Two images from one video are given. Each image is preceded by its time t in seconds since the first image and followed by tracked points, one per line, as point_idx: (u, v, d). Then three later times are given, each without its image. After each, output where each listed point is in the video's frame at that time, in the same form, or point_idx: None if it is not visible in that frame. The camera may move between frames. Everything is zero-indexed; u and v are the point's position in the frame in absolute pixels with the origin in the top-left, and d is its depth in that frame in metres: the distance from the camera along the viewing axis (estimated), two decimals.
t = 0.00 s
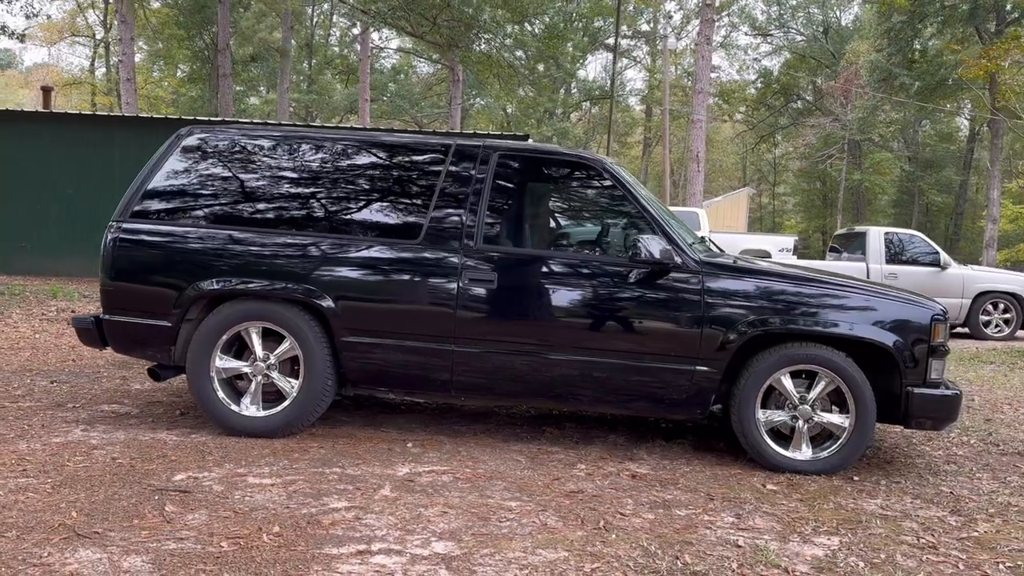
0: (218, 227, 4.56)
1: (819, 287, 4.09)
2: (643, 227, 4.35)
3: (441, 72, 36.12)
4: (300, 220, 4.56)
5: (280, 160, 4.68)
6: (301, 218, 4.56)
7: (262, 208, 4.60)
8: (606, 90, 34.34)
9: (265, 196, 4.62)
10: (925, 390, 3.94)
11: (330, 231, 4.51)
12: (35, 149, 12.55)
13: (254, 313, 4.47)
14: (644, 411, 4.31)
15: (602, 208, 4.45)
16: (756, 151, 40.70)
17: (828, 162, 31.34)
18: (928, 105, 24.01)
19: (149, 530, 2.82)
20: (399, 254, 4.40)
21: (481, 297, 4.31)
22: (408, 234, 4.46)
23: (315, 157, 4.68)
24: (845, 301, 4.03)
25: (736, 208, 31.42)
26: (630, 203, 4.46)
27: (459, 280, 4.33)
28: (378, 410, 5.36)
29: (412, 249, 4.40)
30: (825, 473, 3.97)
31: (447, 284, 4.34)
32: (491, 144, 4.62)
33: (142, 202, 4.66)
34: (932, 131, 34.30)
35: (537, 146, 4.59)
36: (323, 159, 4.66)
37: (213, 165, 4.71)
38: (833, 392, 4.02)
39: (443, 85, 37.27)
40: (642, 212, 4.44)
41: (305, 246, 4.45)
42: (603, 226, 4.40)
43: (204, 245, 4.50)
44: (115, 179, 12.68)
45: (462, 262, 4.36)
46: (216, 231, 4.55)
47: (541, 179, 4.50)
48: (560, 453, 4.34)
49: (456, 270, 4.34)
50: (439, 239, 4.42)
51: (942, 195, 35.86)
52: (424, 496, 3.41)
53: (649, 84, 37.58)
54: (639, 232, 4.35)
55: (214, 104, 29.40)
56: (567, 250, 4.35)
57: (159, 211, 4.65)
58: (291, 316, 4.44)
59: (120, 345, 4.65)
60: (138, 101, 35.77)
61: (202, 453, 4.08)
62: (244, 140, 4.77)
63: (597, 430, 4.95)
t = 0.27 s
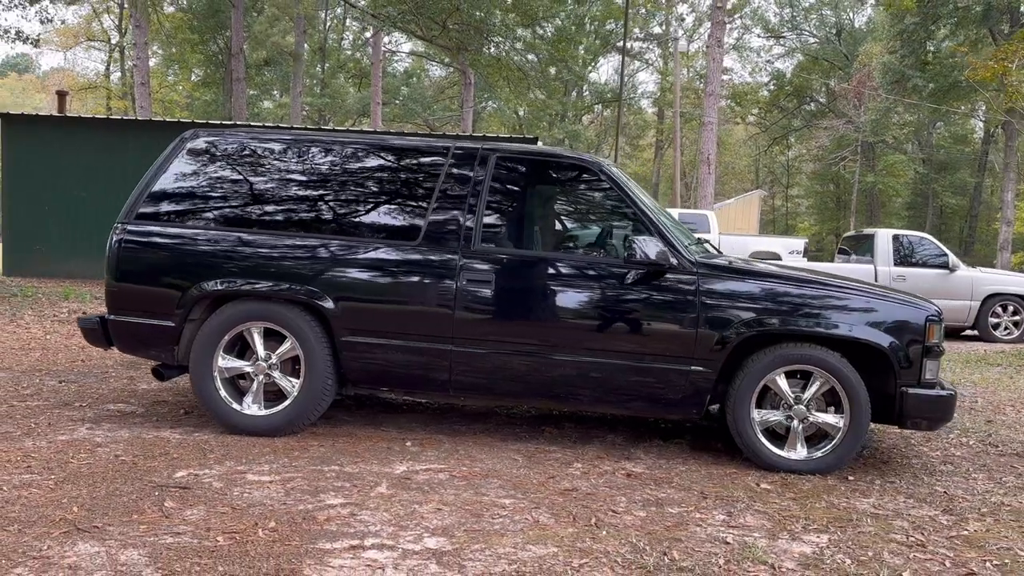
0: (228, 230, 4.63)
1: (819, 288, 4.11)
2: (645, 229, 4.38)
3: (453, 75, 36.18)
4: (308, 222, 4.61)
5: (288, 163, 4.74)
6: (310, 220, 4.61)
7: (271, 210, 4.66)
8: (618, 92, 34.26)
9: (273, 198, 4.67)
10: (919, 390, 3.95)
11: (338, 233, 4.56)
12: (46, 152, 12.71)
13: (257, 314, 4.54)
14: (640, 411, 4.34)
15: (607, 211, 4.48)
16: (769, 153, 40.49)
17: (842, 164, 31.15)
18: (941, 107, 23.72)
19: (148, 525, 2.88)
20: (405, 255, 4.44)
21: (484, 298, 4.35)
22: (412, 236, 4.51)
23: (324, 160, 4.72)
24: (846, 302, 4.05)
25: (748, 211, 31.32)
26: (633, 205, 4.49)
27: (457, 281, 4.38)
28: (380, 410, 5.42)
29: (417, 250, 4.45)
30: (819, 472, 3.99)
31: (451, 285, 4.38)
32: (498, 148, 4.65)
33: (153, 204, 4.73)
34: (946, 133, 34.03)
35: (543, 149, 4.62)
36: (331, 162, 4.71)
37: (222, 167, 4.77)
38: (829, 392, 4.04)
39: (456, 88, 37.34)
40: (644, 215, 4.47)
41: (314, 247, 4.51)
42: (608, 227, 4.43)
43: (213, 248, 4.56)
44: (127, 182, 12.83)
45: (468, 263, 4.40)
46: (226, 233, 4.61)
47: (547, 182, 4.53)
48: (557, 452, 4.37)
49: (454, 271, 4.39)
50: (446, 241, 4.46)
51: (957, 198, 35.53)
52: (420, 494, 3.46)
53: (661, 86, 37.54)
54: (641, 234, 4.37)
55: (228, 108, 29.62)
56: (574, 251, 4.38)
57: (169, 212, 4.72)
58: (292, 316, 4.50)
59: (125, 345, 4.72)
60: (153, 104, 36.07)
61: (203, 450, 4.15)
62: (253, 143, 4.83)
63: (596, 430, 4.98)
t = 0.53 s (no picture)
0: (239, 233, 4.70)
1: (819, 291, 4.14)
2: (645, 232, 4.41)
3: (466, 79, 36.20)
4: (317, 224, 4.67)
5: (298, 167, 4.80)
6: (319, 223, 4.67)
7: (280, 213, 4.73)
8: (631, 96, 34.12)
9: (282, 201, 4.74)
10: (910, 392, 3.97)
11: (348, 236, 4.62)
12: (60, 157, 12.88)
13: (257, 314, 4.61)
14: (635, 411, 4.38)
15: (612, 214, 4.51)
16: (783, 156, 40.18)
17: (856, 167, 30.89)
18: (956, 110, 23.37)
19: (145, 520, 2.95)
20: (412, 258, 4.50)
21: (485, 300, 4.40)
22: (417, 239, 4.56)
23: (334, 163, 4.78)
24: (845, 305, 4.07)
25: (761, 214, 31.15)
26: (634, 208, 4.53)
27: (453, 282, 4.43)
28: (380, 409, 5.48)
29: (423, 252, 4.50)
30: (812, 472, 4.01)
31: (454, 287, 4.43)
32: (505, 151, 4.70)
33: (163, 206, 4.80)
34: (961, 136, 33.68)
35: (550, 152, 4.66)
36: (340, 166, 4.77)
37: (231, 171, 4.84)
38: (821, 394, 4.06)
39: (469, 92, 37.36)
40: (645, 218, 4.51)
41: (323, 250, 4.57)
42: (611, 231, 4.47)
43: (223, 250, 4.64)
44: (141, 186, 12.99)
45: (473, 265, 4.45)
46: (237, 236, 4.68)
47: (554, 185, 4.57)
48: (552, 452, 4.42)
49: (451, 273, 4.45)
50: (452, 244, 4.51)
51: (972, 201, 35.13)
52: (414, 491, 3.51)
53: (674, 89, 37.48)
54: (641, 237, 4.41)
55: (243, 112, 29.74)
56: (579, 253, 4.42)
57: (179, 215, 4.79)
58: (292, 317, 4.58)
59: (129, 345, 4.81)
60: (169, 108, 36.32)
61: (204, 449, 4.22)
62: (263, 147, 4.89)
63: (593, 430, 5.02)
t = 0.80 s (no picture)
0: (250, 236, 4.77)
1: (820, 294, 4.16)
2: (646, 235, 4.45)
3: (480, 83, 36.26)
4: (325, 228, 4.73)
5: (308, 171, 4.86)
6: (328, 226, 4.74)
7: (290, 216, 4.79)
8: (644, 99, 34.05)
9: (292, 205, 4.80)
10: (904, 394, 4.00)
11: (358, 239, 4.67)
12: (76, 162, 13.07)
13: (261, 316, 4.69)
14: (632, 412, 4.42)
15: (618, 217, 4.55)
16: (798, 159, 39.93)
17: (870, 170, 30.66)
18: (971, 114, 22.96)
19: (145, 516, 3.03)
20: (418, 260, 4.55)
21: (488, 302, 4.45)
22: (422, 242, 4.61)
23: (344, 168, 4.85)
24: (844, 308, 4.10)
25: (773, 219, 31.09)
26: (636, 212, 4.58)
27: (453, 283, 4.49)
28: (383, 410, 5.54)
29: (429, 255, 4.56)
30: (807, 473, 4.04)
31: (458, 289, 4.48)
32: (513, 156, 4.75)
33: (174, 209, 4.88)
34: (978, 139, 33.35)
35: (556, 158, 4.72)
36: (349, 170, 4.83)
37: (241, 175, 4.91)
38: (816, 396, 4.09)
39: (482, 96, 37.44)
40: (647, 222, 4.55)
41: (333, 253, 4.63)
42: (615, 235, 4.51)
43: (234, 254, 4.71)
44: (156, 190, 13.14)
45: (478, 268, 4.50)
46: (248, 240, 4.75)
47: (561, 190, 4.62)
48: (550, 452, 4.47)
49: (451, 275, 4.50)
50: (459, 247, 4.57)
51: (989, 204, 34.76)
52: (411, 490, 3.57)
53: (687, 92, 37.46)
54: (642, 240, 4.45)
55: (258, 116, 29.99)
56: (584, 256, 4.46)
57: (190, 218, 4.86)
58: (295, 319, 4.65)
59: (135, 346, 4.89)
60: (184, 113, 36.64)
61: (207, 447, 4.30)
62: (274, 152, 4.97)
63: (593, 431, 5.05)
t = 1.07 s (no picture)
0: (260, 237, 4.81)
1: (825, 296, 4.16)
2: (648, 237, 4.46)
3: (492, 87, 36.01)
4: (333, 230, 4.77)
5: (318, 174, 4.89)
6: (338, 229, 4.77)
7: (300, 219, 4.83)
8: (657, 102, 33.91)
9: (302, 207, 4.84)
10: (905, 396, 3.99)
11: (369, 242, 4.71)
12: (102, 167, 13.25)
13: (265, 316, 4.73)
14: (633, 412, 4.43)
15: (626, 219, 4.56)
16: (812, 162, 39.63)
17: (885, 173, 30.34)
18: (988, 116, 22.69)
19: (146, 513, 3.07)
20: (426, 262, 4.58)
21: (495, 303, 4.47)
22: (428, 244, 4.64)
23: (355, 170, 4.88)
24: (849, 309, 4.09)
25: (787, 221, 30.91)
26: (640, 214, 4.58)
27: (455, 285, 4.51)
28: (386, 411, 5.57)
29: (436, 257, 4.58)
30: (807, 474, 4.03)
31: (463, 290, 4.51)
32: (522, 159, 4.76)
33: (185, 210, 4.93)
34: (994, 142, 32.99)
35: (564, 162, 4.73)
36: (359, 173, 4.87)
37: (251, 177, 4.95)
38: (816, 397, 4.08)
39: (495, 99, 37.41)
40: (650, 224, 4.56)
41: (343, 254, 4.66)
42: (619, 236, 4.52)
43: (245, 255, 4.75)
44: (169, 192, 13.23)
45: (484, 269, 4.52)
46: (259, 241, 4.79)
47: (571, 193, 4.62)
48: (551, 452, 4.48)
49: (453, 276, 4.53)
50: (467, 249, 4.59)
51: (1006, 207, 34.36)
52: (411, 489, 3.59)
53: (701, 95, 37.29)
54: (645, 242, 4.46)
55: (272, 120, 30.11)
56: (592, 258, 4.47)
57: (201, 219, 4.91)
58: (298, 319, 4.68)
59: (142, 346, 4.95)
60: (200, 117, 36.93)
61: (210, 446, 4.34)
62: (286, 154, 5.00)
63: (595, 432, 5.06)
